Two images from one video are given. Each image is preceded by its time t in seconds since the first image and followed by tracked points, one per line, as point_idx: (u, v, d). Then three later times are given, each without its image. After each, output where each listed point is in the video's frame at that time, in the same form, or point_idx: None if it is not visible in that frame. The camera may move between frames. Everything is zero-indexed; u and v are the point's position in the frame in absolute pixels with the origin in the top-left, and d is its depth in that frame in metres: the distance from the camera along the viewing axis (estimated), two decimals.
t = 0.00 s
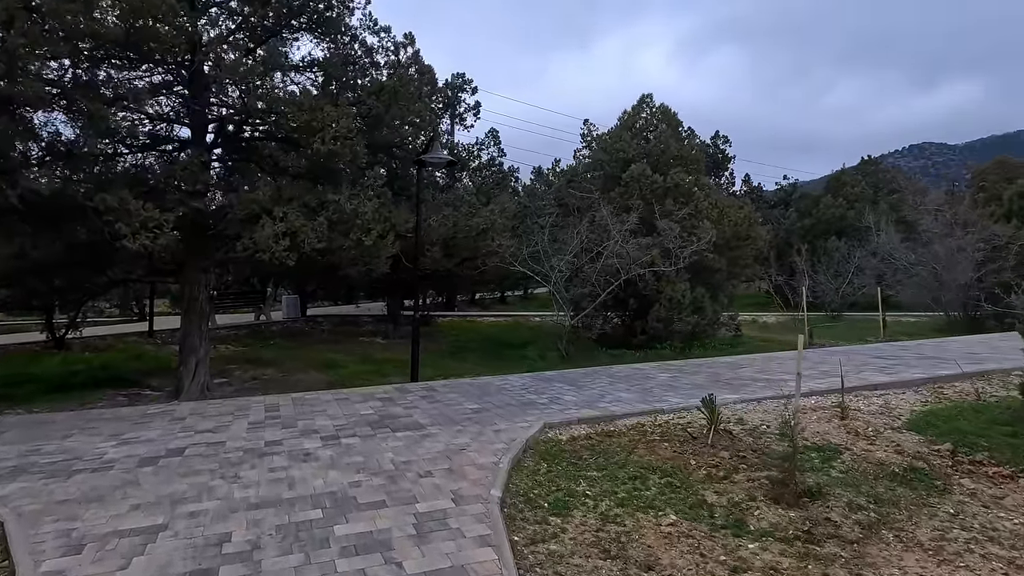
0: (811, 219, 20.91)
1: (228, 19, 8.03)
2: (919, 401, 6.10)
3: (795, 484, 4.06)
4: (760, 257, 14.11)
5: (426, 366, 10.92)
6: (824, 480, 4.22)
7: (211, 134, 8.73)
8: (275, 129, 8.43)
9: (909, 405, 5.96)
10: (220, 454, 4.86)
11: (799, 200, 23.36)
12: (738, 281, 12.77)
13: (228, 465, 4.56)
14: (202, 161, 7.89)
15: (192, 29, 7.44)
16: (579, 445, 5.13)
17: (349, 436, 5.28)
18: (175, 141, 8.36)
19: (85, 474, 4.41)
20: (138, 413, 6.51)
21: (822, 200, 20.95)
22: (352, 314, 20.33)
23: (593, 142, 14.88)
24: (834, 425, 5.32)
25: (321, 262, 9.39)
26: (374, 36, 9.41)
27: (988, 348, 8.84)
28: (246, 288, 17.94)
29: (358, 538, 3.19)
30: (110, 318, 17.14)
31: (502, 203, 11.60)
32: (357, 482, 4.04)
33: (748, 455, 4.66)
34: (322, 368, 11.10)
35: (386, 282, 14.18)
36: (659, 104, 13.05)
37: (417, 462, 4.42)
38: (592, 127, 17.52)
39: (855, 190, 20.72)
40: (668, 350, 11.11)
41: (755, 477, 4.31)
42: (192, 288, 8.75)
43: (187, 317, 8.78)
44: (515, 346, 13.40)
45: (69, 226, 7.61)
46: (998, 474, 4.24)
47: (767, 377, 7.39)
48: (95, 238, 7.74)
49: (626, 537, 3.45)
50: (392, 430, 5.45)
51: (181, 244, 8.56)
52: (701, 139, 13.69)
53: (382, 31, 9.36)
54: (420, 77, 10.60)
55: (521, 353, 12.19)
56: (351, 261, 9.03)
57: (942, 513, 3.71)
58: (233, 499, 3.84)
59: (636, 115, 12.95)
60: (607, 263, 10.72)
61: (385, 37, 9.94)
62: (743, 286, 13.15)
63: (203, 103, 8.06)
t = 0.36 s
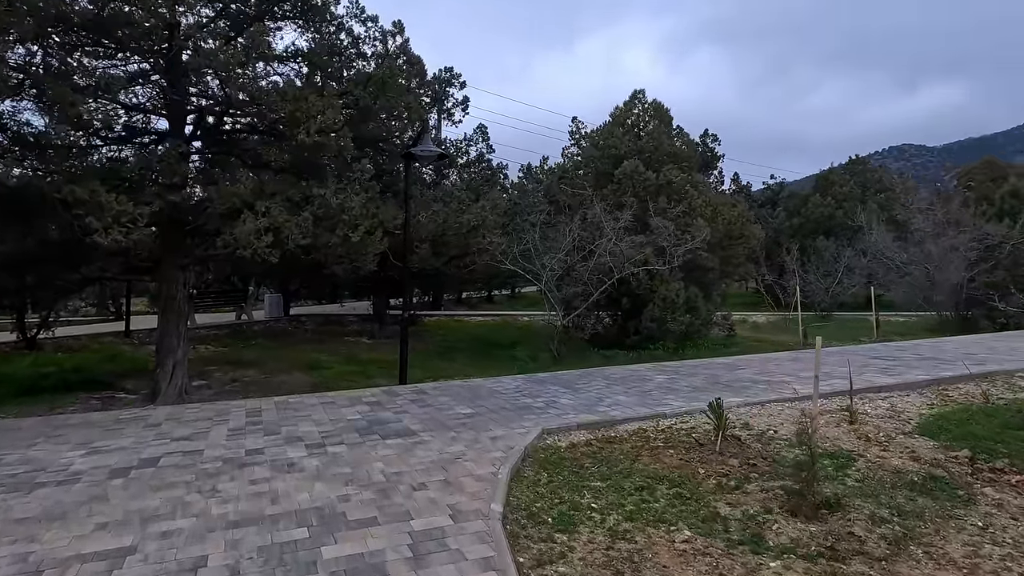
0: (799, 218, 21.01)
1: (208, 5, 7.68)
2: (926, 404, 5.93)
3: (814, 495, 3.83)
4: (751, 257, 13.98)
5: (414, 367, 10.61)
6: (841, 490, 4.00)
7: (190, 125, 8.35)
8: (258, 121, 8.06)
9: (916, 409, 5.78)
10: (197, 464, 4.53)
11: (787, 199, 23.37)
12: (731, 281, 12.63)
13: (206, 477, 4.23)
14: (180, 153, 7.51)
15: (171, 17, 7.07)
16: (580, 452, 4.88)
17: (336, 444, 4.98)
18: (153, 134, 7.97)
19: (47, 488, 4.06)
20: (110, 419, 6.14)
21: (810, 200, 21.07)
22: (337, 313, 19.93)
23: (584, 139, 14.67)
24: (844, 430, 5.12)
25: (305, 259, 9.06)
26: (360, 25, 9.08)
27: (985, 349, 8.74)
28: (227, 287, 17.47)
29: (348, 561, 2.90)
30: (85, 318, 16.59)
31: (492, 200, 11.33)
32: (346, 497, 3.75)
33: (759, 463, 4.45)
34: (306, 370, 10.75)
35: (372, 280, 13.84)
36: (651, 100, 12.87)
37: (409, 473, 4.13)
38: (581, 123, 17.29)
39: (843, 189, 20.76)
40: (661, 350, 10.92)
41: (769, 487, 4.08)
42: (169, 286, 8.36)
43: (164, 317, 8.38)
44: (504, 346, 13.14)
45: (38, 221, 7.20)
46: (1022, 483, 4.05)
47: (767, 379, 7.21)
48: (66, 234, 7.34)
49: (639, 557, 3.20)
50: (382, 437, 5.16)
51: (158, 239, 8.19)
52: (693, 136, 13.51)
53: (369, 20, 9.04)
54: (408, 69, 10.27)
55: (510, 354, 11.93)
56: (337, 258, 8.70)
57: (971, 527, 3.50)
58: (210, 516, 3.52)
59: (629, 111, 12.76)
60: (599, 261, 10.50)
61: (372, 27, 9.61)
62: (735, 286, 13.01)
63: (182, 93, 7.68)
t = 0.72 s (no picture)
0: (788, 218, 21.24)
1: None
2: (935, 408, 5.78)
3: (836, 507, 3.65)
4: (745, 256, 13.88)
5: (405, 369, 10.33)
6: (863, 500, 3.81)
7: (173, 120, 8.02)
8: (242, 115, 7.75)
9: (927, 413, 5.63)
10: (180, 477, 4.24)
11: (776, 199, 23.38)
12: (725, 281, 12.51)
13: (190, 490, 3.95)
14: (161, 147, 7.19)
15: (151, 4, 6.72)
16: (586, 461, 4.66)
17: (327, 453, 4.71)
18: (133, 128, 7.63)
19: (17, 504, 3.76)
20: (86, 426, 5.82)
21: (799, 200, 21.26)
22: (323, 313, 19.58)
23: (577, 137, 14.49)
24: (856, 436, 4.95)
25: (293, 258, 8.75)
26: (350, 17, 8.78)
27: (984, 350, 8.67)
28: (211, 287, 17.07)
29: None
30: (63, 319, 16.11)
31: (485, 198, 11.09)
32: (341, 512, 3.49)
33: (774, 472, 4.26)
34: (293, 372, 10.42)
35: (361, 280, 13.55)
36: (645, 98, 12.73)
37: (409, 486, 3.88)
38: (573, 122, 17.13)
39: (832, 189, 20.85)
40: (657, 352, 10.76)
41: (787, 497, 3.89)
42: (150, 286, 8.02)
43: (145, 318, 8.04)
44: (496, 347, 12.91)
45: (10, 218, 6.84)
46: None
47: (771, 381, 7.03)
48: (40, 232, 6.98)
49: None
50: (377, 445, 4.90)
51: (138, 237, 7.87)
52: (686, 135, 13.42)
53: (359, 12, 8.74)
54: (400, 63, 10.01)
55: (503, 355, 11.70)
56: (326, 257, 8.41)
57: (1004, 540, 3.33)
58: (194, 535, 3.26)
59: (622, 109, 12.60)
60: (594, 261, 10.31)
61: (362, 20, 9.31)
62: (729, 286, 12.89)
63: (164, 85, 7.33)
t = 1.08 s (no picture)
0: (777, 220, 21.28)
1: None
2: (947, 415, 5.65)
3: (869, 525, 3.46)
4: (738, 258, 13.78)
5: (397, 375, 10.07)
6: (891, 515, 3.63)
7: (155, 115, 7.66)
8: (229, 110, 7.44)
9: (939, 420, 5.50)
10: (164, 497, 3.94)
11: (764, 201, 23.43)
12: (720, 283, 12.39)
13: (176, 512, 3.66)
14: (143, 143, 6.84)
15: None
16: (597, 475, 4.44)
17: (323, 468, 4.44)
18: (113, 123, 7.27)
19: None
20: (62, 439, 5.48)
21: (788, 202, 21.30)
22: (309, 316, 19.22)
23: (569, 137, 14.32)
24: (873, 445, 4.78)
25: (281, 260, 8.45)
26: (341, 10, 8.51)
27: (984, 354, 8.62)
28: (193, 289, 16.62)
29: None
30: (37, 322, 15.56)
31: (479, 198, 10.87)
32: (343, 537, 3.23)
33: (796, 486, 4.07)
34: (280, 378, 10.09)
35: (349, 282, 13.24)
36: (639, 98, 12.59)
37: (414, 506, 3.63)
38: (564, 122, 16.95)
39: (821, 192, 20.92)
40: (653, 356, 10.60)
41: (814, 514, 3.70)
42: (131, 289, 7.66)
43: (126, 323, 7.68)
44: (487, 351, 12.67)
45: None
46: None
47: (776, 387, 6.87)
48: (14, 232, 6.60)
49: None
50: (375, 459, 4.64)
51: (118, 236, 7.54)
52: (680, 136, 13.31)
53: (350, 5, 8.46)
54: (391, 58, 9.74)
55: (496, 359, 11.47)
56: (316, 258, 8.11)
57: None
58: (183, 565, 2.98)
59: (616, 109, 12.46)
60: (590, 264, 10.12)
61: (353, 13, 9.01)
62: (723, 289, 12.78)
63: (146, 78, 6.99)
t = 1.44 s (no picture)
0: (762, 220, 21.35)
1: None
2: (951, 416, 5.53)
3: (892, 535, 3.26)
4: (727, 257, 13.69)
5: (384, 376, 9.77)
6: (914, 523, 3.45)
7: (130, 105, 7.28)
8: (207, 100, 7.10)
9: (945, 421, 5.37)
10: (136, 510, 3.63)
11: (748, 201, 23.47)
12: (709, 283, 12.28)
13: (149, 528, 3.36)
14: (115, 133, 6.48)
15: None
16: (599, 482, 4.23)
17: (308, 478, 4.15)
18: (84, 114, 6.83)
19: None
20: (25, 446, 5.12)
21: (773, 202, 21.39)
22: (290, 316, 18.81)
23: (557, 133, 14.14)
24: (883, 449, 4.61)
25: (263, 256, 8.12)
26: None
27: (977, 354, 8.57)
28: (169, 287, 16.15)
29: None
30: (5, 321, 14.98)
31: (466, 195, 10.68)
32: (333, 555, 2.96)
33: (809, 494, 3.87)
34: (261, 380, 9.74)
35: (332, 281, 12.90)
36: (628, 94, 12.44)
37: (408, 519, 3.37)
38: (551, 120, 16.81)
39: (806, 191, 21.08)
40: (644, 357, 10.44)
41: (832, 523, 3.50)
42: (103, 286, 7.28)
43: (98, 322, 7.29)
44: (475, 351, 12.43)
45: None
46: None
47: (774, 388, 6.71)
48: None
49: None
50: (364, 467, 4.37)
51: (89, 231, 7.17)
52: (670, 133, 13.19)
53: None
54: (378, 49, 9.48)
55: (484, 359, 11.22)
56: (299, 255, 7.81)
57: None
58: None
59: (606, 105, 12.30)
60: (581, 262, 9.93)
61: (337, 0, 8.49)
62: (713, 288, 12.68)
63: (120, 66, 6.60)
